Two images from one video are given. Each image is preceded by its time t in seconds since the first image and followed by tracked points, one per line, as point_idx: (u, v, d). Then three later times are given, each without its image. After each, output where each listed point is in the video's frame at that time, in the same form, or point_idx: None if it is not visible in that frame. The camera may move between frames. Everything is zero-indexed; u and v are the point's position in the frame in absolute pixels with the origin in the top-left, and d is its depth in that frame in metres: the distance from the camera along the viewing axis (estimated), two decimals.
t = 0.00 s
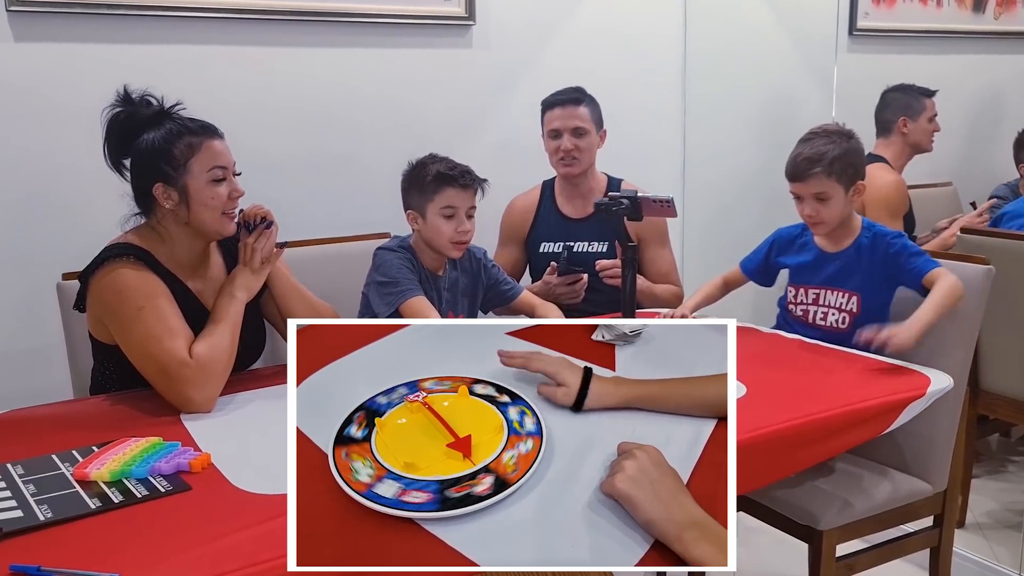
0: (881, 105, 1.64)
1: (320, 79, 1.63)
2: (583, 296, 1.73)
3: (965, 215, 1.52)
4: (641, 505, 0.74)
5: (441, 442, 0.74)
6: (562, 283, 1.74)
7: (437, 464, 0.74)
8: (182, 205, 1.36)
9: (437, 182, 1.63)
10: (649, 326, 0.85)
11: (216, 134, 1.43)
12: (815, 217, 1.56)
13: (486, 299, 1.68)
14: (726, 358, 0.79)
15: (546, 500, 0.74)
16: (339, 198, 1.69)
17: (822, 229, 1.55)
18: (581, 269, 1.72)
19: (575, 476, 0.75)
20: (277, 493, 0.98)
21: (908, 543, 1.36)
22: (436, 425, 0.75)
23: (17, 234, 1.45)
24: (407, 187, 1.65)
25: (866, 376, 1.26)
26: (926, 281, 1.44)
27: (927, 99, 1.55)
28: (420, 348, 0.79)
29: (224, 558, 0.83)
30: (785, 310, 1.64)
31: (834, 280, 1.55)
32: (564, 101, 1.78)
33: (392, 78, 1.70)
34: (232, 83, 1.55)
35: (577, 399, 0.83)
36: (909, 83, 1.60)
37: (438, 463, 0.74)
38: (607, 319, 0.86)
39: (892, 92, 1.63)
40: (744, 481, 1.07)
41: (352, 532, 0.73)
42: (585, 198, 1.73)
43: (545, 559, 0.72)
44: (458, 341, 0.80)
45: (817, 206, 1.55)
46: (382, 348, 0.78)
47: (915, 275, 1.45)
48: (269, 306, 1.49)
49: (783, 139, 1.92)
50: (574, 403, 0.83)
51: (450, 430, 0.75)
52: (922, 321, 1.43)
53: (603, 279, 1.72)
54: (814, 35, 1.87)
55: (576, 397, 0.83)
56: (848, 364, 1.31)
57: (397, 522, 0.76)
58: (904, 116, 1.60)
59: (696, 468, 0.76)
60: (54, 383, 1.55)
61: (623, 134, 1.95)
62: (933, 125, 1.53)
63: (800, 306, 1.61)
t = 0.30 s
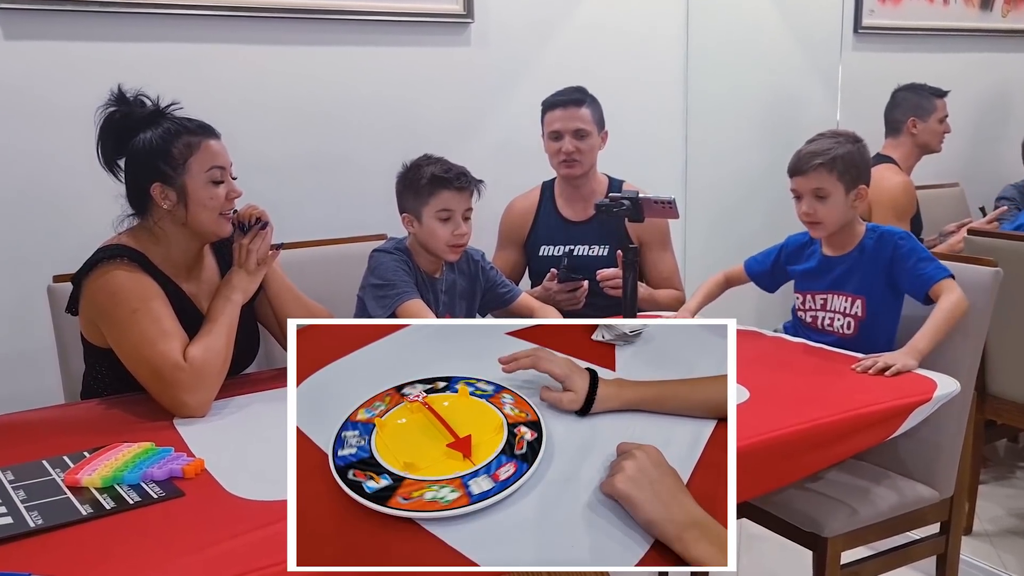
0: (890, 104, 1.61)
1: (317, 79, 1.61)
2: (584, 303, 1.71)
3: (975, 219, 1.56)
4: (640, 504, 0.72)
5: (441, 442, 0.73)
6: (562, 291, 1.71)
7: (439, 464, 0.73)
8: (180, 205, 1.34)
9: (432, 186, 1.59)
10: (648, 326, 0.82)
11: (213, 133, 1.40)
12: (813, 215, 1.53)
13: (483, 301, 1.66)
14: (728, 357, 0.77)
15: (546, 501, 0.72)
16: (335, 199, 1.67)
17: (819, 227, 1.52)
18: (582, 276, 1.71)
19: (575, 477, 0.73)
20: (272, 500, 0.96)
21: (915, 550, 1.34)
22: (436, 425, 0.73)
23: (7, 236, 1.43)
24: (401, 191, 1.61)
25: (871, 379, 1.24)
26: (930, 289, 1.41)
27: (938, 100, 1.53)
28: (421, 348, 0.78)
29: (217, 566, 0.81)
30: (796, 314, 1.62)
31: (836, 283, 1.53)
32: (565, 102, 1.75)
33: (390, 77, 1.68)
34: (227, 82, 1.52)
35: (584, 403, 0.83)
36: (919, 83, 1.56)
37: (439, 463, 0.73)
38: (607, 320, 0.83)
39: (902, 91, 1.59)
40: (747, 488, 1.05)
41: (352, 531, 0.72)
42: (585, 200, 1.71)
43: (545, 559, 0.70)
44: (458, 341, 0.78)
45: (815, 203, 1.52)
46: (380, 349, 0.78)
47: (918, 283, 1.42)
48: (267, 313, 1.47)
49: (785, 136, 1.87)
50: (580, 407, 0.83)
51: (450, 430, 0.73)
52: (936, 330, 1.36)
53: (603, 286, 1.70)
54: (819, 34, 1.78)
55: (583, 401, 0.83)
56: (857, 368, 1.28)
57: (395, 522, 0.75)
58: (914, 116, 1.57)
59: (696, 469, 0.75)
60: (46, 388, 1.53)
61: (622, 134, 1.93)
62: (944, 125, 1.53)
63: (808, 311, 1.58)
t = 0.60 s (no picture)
0: (895, 104, 1.60)
1: (313, 78, 1.59)
2: (584, 304, 1.70)
3: (981, 220, 1.56)
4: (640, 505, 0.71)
5: (441, 442, 0.71)
6: (563, 292, 1.69)
7: (439, 464, 0.71)
8: (175, 206, 1.32)
9: (428, 186, 1.58)
10: (647, 326, 0.79)
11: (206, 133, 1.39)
12: (806, 211, 1.51)
13: (483, 304, 1.62)
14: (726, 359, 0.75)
15: (547, 502, 0.70)
16: (331, 199, 1.65)
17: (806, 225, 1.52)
18: (582, 277, 1.69)
19: (575, 478, 0.72)
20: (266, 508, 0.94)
21: (921, 556, 1.32)
22: (437, 426, 0.72)
23: None
24: (396, 191, 1.61)
25: (875, 384, 1.22)
26: (928, 282, 1.40)
27: (943, 99, 1.54)
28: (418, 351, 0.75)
29: None
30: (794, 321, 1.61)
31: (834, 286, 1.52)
32: (564, 101, 1.73)
33: (387, 76, 1.65)
34: (219, 81, 1.50)
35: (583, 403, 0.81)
36: (925, 82, 1.56)
37: (439, 463, 0.71)
38: (607, 319, 0.81)
39: (908, 90, 1.58)
40: (750, 493, 1.03)
41: (353, 530, 0.71)
42: (585, 202, 1.69)
43: (546, 558, 0.68)
44: (455, 341, 0.75)
45: (809, 199, 1.51)
46: (383, 349, 0.75)
47: (916, 277, 1.41)
48: (261, 318, 1.45)
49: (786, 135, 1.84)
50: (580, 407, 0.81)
51: (450, 430, 0.72)
52: (938, 328, 1.35)
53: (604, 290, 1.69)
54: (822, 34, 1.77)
55: (583, 401, 0.81)
56: (863, 372, 1.25)
57: (395, 522, 0.74)
58: (920, 115, 1.56)
59: (696, 468, 0.73)
60: (38, 391, 1.51)
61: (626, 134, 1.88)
62: (950, 124, 1.53)
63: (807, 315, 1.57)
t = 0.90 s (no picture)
0: (897, 104, 1.59)
1: (310, 77, 1.56)
2: (584, 306, 1.68)
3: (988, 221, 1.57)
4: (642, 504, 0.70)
5: (441, 442, 0.70)
6: (562, 293, 1.68)
7: (437, 465, 0.70)
8: (168, 207, 1.30)
9: (425, 186, 1.56)
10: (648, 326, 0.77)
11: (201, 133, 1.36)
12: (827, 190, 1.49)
13: (482, 306, 1.61)
14: (725, 362, 0.73)
15: (548, 501, 0.69)
16: (328, 201, 1.62)
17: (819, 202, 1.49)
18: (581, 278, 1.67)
19: (576, 476, 0.71)
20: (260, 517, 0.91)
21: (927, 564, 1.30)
22: (437, 426, 0.71)
23: None
24: (393, 193, 1.60)
25: (880, 388, 1.20)
26: (938, 286, 1.37)
27: (945, 95, 1.54)
28: (417, 352, 0.72)
29: None
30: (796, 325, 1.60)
31: (835, 289, 1.51)
32: (563, 96, 1.71)
33: (385, 76, 1.63)
34: (214, 80, 1.48)
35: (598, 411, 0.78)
36: (926, 80, 1.56)
37: (438, 463, 0.70)
38: (607, 318, 0.78)
39: (908, 90, 1.58)
40: (752, 499, 1.01)
41: (354, 530, 0.70)
42: (585, 202, 1.67)
43: (547, 559, 0.67)
44: (456, 342, 0.72)
45: (833, 180, 1.49)
46: (383, 349, 0.73)
47: (925, 281, 1.39)
48: (256, 324, 1.44)
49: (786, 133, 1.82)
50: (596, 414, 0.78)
51: (450, 430, 0.71)
52: (947, 330, 1.33)
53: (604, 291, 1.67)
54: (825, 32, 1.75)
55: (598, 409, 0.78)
56: (867, 375, 1.24)
57: (395, 521, 0.72)
58: (923, 114, 1.56)
59: (696, 468, 0.72)
60: (29, 395, 1.49)
61: (625, 134, 1.85)
62: (954, 121, 1.53)
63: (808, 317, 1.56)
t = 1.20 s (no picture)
0: (896, 101, 1.59)
1: (305, 76, 1.52)
2: (585, 303, 1.69)
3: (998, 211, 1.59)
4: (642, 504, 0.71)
5: (441, 443, 0.69)
6: (562, 290, 1.68)
7: (438, 464, 0.70)
8: (163, 210, 1.31)
9: (422, 187, 1.60)
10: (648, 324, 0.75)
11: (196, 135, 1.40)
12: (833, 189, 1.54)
13: (479, 309, 1.64)
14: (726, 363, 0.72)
15: (547, 502, 0.70)
16: (323, 204, 1.57)
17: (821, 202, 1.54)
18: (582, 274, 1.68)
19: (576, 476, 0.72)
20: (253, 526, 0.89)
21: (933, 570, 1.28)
22: (437, 426, 0.69)
23: None
24: (389, 193, 1.60)
25: (885, 392, 1.18)
26: (945, 290, 1.37)
27: (945, 93, 1.52)
28: (418, 352, 0.71)
29: None
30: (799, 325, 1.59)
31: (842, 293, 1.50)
32: (565, 94, 1.72)
33: (382, 74, 1.58)
34: (207, 78, 1.45)
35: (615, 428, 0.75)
36: (926, 78, 1.54)
37: (439, 463, 0.70)
38: (607, 319, 0.77)
39: (907, 88, 1.57)
40: (753, 505, 1.00)
41: (354, 529, 0.70)
42: (585, 200, 1.68)
43: (546, 558, 0.69)
44: (455, 341, 0.72)
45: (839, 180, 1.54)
46: (384, 349, 0.71)
47: (935, 283, 1.38)
48: (251, 326, 1.42)
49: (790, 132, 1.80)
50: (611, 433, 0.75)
51: (450, 430, 0.69)
52: (952, 335, 1.33)
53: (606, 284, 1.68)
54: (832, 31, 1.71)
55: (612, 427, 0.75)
56: (873, 379, 1.22)
57: (395, 521, 0.72)
58: (922, 112, 1.56)
59: (696, 468, 0.72)
60: (19, 400, 1.47)
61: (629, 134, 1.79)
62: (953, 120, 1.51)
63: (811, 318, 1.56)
